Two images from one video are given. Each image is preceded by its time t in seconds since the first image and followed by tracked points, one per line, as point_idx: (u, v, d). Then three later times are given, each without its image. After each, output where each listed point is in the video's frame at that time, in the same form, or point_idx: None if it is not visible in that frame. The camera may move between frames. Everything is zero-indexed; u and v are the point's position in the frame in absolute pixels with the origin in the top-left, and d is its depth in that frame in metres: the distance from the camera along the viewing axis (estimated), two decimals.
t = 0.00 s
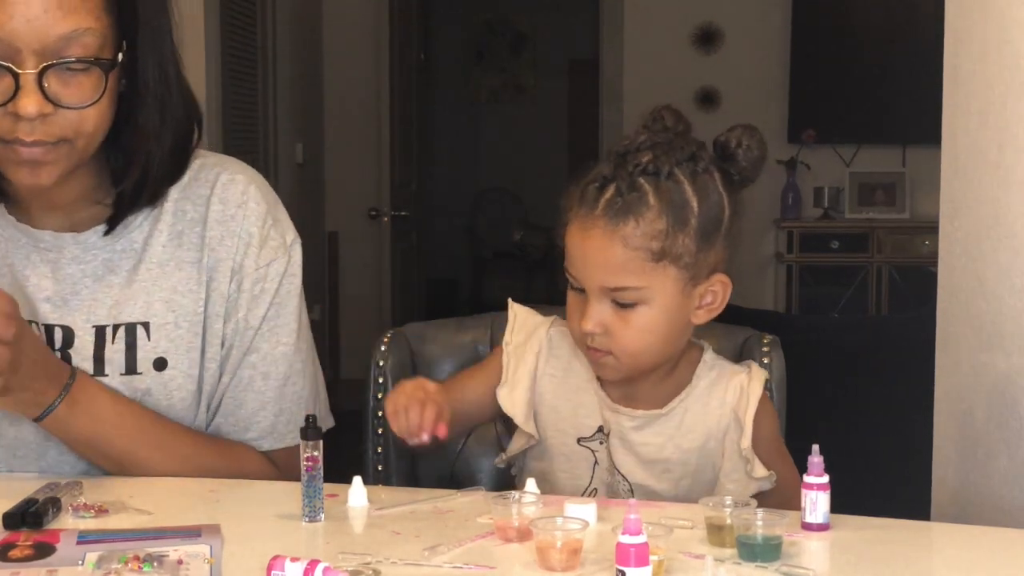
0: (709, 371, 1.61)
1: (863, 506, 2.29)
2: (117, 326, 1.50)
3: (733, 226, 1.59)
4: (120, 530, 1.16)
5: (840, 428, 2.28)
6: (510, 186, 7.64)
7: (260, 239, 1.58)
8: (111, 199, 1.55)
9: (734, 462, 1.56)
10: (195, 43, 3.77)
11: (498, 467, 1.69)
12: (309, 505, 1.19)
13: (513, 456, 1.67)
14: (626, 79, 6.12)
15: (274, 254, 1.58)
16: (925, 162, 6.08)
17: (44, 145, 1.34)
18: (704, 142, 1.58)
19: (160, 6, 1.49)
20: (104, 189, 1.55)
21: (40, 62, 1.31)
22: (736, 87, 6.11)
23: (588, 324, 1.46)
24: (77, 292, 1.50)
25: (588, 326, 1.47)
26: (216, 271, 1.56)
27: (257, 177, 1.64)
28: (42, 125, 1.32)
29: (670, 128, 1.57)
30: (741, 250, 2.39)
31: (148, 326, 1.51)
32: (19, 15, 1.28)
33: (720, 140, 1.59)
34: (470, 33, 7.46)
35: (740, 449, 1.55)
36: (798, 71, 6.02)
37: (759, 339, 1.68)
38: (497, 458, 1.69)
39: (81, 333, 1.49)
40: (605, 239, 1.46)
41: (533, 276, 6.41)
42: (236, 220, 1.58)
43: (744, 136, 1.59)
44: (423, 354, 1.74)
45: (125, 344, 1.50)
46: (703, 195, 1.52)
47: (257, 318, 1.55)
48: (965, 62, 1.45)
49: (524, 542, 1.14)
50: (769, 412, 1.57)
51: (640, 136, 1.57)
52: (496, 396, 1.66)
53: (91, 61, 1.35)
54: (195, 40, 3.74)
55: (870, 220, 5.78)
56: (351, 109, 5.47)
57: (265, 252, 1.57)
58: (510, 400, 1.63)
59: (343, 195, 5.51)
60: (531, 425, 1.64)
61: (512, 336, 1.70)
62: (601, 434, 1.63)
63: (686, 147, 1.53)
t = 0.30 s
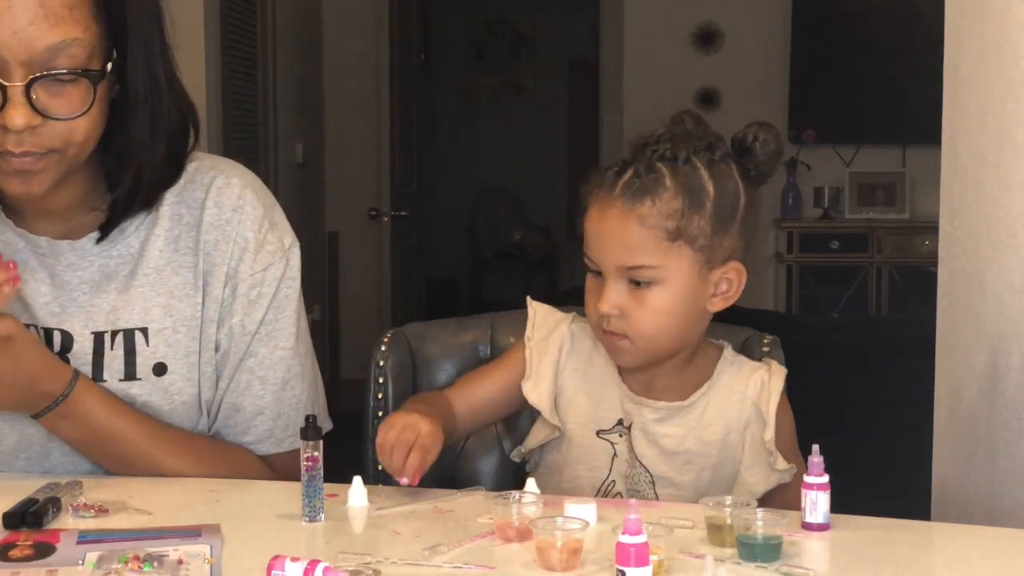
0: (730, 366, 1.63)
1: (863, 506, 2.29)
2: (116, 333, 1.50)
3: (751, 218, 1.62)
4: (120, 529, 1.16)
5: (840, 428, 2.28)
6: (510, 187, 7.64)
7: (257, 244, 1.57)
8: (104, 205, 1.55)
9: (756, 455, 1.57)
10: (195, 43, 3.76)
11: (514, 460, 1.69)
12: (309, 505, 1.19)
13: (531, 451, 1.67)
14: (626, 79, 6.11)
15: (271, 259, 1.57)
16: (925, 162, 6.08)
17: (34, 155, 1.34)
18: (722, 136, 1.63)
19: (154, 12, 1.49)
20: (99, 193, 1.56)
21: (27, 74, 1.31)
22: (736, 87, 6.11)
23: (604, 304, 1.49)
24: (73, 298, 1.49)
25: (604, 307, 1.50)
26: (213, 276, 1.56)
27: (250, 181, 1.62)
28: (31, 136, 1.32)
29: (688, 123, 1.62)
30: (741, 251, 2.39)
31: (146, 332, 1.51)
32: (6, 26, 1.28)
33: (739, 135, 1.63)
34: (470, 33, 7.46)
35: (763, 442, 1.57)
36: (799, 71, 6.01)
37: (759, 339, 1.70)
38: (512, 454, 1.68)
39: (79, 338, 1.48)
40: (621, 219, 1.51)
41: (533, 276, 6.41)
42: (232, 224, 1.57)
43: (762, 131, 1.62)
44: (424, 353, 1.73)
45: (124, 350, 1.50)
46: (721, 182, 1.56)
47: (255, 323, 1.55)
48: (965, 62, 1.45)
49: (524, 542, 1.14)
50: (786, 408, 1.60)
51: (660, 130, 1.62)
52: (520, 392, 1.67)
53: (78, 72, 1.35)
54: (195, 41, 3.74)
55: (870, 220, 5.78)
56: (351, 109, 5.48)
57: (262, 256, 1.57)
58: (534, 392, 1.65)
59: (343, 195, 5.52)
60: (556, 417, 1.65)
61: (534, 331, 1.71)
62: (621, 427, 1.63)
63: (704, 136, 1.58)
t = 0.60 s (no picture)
0: (735, 367, 1.64)
1: (863, 506, 2.29)
2: (117, 330, 1.50)
3: (758, 222, 1.63)
4: (120, 530, 1.16)
5: (840, 428, 2.28)
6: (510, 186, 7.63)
7: (262, 248, 1.57)
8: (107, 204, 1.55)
9: (762, 456, 1.58)
10: (195, 44, 3.76)
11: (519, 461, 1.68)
12: (308, 505, 1.20)
13: (535, 452, 1.66)
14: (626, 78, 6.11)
15: (275, 263, 1.57)
16: (925, 162, 6.08)
17: (37, 151, 1.34)
18: (736, 139, 1.64)
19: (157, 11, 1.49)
20: (105, 191, 1.55)
21: (30, 70, 1.31)
22: (736, 87, 6.12)
23: (608, 292, 1.49)
24: (77, 294, 1.50)
25: (608, 295, 1.50)
26: (216, 278, 1.56)
27: (256, 184, 1.62)
28: (35, 133, 1.32)
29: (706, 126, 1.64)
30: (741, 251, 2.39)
31: (148, 331, 1.51)
32: (10, 23, 1.29)
33: (753, 141, 1.63)
34: (470, 33, 7.46)
35: (769, 442, 1.57)
36: (799, 71, 6.01)
37: (759, 339, 1.70)
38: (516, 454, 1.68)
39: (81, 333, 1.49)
40: (631, 206, 1.52)
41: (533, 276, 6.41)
42: (237, 227, 1.57)
43: (776, 136, 1.62)
44: (424, 354, 1.74)
45: (126, 349, 1.50)
46: (733, 182, 1.58)
47: (256, 326, 1.55)
48: (964, 62, 1.45)
49: (524, 542, 1.14)
50: (791, 409, 1.61)
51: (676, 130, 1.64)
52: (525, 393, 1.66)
53: (82, 69, 1.35)
54: (195, 42, 3.74)
55: (870, 220, 5.79)
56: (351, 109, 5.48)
57: (266, 260, 1.57)
58: (540, 392, 1.65)
59: (343, 195, 5.52)
60: (562, 417, 1.64)
61: (539, 331, 1.70)
62: (626, 427, 1.62)
63: (718, 136, 1.60)
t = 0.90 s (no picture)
0: (731, 368, 1.64)
1: (863, 506, 2.29)
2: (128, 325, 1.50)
3: (753, 223, 1.63)
4: (120, 530, 1.17)
5: (840, 428, 2.28)
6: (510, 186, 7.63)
7: (278, 247, 1.58)
8: (120, 198, 1.56)
9: (758, 457, 1.58)
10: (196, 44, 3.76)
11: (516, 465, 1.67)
12: (308, 505, 1.20)
13: (532, 454, 1.65)
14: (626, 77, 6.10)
15: (290, 263, 1.58)
16: (924, 162, 6.08)
17: (51, 143, 1.35)
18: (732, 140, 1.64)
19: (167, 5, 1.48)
20: (118, 186, 1.56)
21: (44, 61, 1.31)
22: (736, 87, 6.12)
23: (603, 296, 1.48)
24: (89, 289, 1.50)
25: (603, 299, 1.49)
26: (231, 276, 1.56)
27: (274, 186, 1.63)
28: (48, 123, 1.32)
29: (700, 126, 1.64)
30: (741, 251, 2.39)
31: (159, 326, 1.51)
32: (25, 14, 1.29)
33: (748, 141, 1.63)
34: (470, 33, 7.46)
35: (766, 443, 1.57)
36: (798, 71, 6.01)
37: (760, 339, 1.71)
38: (514, 455, 1.68)
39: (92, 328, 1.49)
40: (626, 209, 1.51)
41: (533, 277, 6.41)
42: (254, 227, 1.58)
43: (771, 137, 1.63)
44: (424, 354, 1.74)
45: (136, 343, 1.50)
46: (726, 184, 1.58)
47: (270, 325, 1.56)
48: (965, 61, 1.45)
49: (524, 542, 1.14)
50: (788, 410, 1.61)
51: (670, 131, 1.64)
52: (520, 395, 1.66)
53: (96, 60, 1.35)
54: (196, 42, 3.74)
55: (870, 220, 5.79)
56: (351, 110, 5.48)
57: (282, 259, 1.58)
58: (535, 397, 1.64)
59: (343, 195, 5.51)
60: (558, 421, 1.63)
61: (533, 333, 1.69)
62: (622, 430, 1.62)
63: (713, 137, 1.60)
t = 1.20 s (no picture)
0: (726, 368, 1.64)
1: (864, 506, 2.28)
2: (136, 323, 1.50)
3: (747, 223, 1.64)
4: (120, 530, 1.17)
5: (841, 428, 2.28)
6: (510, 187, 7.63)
7: (285, 245, 1.59)
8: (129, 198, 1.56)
9: (754, 459, 1.58)
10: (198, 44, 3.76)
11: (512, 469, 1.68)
12: (308, 505, 1.20)
13: (527, 458, 1.66)
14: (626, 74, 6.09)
15: (298, 261, 1.59)
16: (924, 162, 6.07)
17: (62, 145, 1.35)
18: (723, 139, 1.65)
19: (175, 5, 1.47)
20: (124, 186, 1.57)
21: (54, 64, 1.31)
22: (736, 87, 6.12)
23: (594, 301, 1.49)
24: (97, 287, 1.51)
25: (594, 304, 1.49)
26: (239, 274, 1.57)
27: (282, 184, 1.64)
28: (59, 124, 1.33)
29: (691, 126, 1.64)
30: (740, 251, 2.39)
31: (168, 325, 1.52)
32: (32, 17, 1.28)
33: (739, 140, 1.64)
34: (470, 33, 7.45)
35: (760, 445, 1.57)
36: (798, 71, 6.01)
37: (760, 338, 1.70)
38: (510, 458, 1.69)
39: (102, 329, 1.49)
40: (616, 214, 1.51)
41: (533, 277, 6.40)
42: (263, 225, 1.59)
43: (762, 136, 1.64)
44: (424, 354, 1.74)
45: (144, 341, 1.50)
46: (719, 186, 1.58)
47: (279, 321, 1.57)
48: (965, 62, 1.44)
49: (524, 543, 1.14)
50: (783, 411, 1.61)
51: (662, 132, 1.64)
52: (511, 399, 1.67)
53: (106, 61, 1.35)
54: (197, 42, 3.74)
55: (870, 220, 5.79)
56: (351, 110, 5.48)
57: (290, 257, 1.59)
58: (526, 402, 1.64)
59: (343, 195, 5.50)
60: (548, 426, 1.64)
61: (525, 337, 1.70)
62: (615, 434, 1.63)
63: (705, 138, 1.60)
